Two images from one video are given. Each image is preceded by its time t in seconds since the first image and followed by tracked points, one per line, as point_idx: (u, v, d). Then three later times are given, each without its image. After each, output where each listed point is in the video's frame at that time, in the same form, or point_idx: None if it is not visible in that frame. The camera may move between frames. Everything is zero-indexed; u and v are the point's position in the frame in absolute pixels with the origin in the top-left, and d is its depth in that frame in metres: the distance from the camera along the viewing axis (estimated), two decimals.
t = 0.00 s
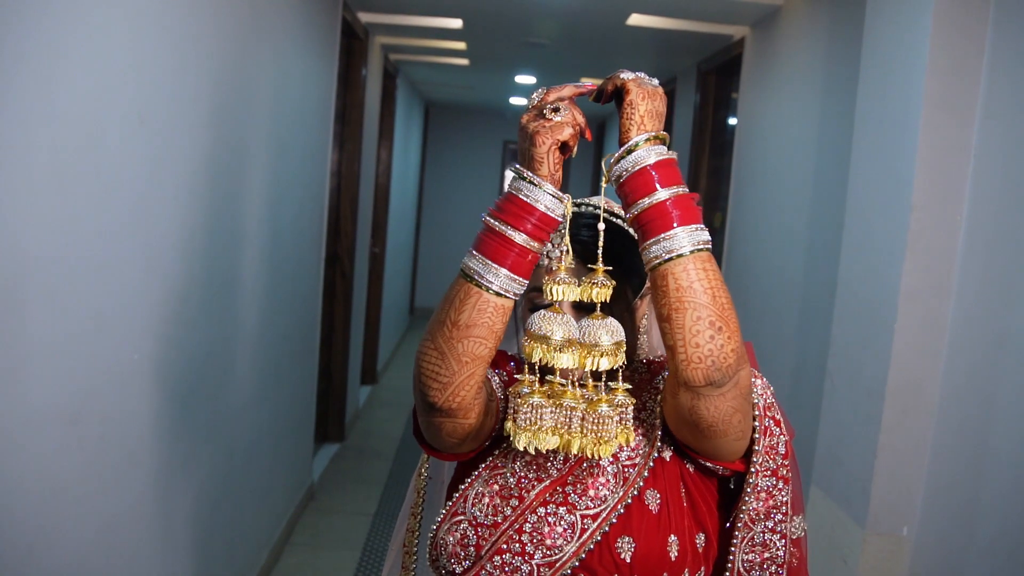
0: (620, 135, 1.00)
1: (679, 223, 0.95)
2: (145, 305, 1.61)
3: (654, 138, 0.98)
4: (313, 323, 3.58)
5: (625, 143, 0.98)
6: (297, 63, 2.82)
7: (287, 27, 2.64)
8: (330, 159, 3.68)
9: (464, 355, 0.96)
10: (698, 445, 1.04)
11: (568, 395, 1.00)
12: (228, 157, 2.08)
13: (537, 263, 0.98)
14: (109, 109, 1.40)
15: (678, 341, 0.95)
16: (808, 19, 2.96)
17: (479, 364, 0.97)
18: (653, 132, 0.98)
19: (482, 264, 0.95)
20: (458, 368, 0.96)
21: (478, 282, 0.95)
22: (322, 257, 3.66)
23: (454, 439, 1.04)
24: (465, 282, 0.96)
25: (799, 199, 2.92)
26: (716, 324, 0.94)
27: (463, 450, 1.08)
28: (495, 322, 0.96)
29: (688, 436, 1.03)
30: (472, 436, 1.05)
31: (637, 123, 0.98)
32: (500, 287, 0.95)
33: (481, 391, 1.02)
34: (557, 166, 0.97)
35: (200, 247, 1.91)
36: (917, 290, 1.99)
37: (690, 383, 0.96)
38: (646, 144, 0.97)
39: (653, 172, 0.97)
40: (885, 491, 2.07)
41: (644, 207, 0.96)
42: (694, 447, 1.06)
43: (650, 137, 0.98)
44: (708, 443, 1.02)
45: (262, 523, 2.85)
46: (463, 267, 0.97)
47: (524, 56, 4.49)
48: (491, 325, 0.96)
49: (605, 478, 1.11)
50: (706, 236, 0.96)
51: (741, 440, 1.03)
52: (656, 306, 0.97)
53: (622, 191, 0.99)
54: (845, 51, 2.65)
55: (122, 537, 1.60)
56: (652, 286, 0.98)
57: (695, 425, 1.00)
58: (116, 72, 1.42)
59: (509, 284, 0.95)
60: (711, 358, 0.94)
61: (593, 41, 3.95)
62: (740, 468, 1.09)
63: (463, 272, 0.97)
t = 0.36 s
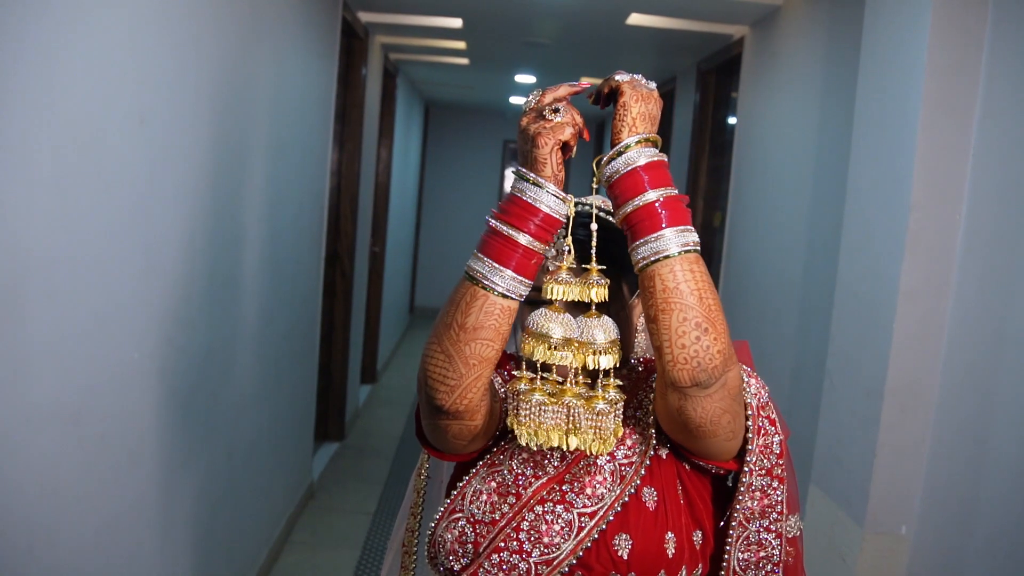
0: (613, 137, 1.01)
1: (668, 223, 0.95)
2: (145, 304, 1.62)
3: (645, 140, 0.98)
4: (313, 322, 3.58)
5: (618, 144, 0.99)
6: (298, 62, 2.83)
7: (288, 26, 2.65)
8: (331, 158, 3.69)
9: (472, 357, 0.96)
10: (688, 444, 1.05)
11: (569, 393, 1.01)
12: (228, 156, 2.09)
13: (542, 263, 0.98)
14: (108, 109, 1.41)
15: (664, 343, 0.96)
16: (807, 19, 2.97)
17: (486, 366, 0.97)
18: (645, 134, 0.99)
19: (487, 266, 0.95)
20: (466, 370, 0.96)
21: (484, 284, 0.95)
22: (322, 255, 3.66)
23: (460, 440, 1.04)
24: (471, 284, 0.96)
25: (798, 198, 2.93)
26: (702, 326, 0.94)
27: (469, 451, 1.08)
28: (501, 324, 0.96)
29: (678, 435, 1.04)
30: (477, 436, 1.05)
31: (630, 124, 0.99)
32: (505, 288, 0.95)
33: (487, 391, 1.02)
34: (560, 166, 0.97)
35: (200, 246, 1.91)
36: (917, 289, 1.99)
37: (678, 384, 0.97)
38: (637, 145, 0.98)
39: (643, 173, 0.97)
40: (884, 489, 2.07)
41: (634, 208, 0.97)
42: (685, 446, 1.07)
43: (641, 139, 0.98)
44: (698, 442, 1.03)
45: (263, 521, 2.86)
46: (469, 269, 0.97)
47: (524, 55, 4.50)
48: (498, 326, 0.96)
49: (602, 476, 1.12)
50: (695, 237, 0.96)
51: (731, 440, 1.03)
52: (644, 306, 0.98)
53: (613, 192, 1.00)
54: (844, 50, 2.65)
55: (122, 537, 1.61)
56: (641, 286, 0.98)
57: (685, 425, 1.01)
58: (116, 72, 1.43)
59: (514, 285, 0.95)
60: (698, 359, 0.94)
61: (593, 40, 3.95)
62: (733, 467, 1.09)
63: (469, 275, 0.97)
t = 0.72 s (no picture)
0: (608, 140, 1.01)
1: (661, 225, 0.96)
2: (144, 303, 1.62)
3: (639, 143, 0.99)
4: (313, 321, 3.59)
5: (612, 147, 0.99)
6: (298, 61, 2.83)
7: (287, 25, 2.65)
8: (331, 157, 3.69)
9: (473, 358, 0.96)
10: (683, 445, 1.06)
11: (571, 393, 1.01)
12: (228, 154, 2.09)
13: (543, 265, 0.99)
14: (108, 108, 1.41)
15: (658, 345, 0.96)
16: (807, 19, 2.97)
17: (487, 367, 0.97)
18: (639, 137, 0.99)
19: (490, 267, 0.96)
20: (467, 371, 0.97)
21: (485, 285, 0.95)
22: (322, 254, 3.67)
23: (461, 440, 1.04)
24: (472, 285, 0.96)
25: (798, 198, 2.93)
26: (697, 328, 0.95)
27: (469, 451, 1.09)
28: (503, 325, 0.96)
29: (673, 437, 1.05)
30: (478, 437, 1.06)
31: (626, 126, 0.99)
32: (506, 289, 0.95)
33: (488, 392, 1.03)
34: (562, 167, 0.97)
35: (200, 244, 1.91)
36: (916, 289, 1.99)
37: (673, 386, 0.97)
38: (632, 149, 0.98)
39: (637, 176, 0.98)
40: (883, 489, 2.08)
41: (627, 211, 0.97)
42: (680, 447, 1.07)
43: (635, 143, 0.98)
44: (693, 444, 1.04)
45: (262, 520, 2.86)
46: (470, 270, 0.97)
47: (524, 55, 4.49)
48: (500, 327, 0.96)
49: (600, 475, 1.12)
50: (689, 239, 0.96)
51: (726, 440, 1.04)
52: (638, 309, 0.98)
53: (607, 195, 1.00)
54: (843, 50, 2.66)
55: (122, 535, 1.61)
56: (635, 289, 0.98)
57: (680, 427, 1.01)
58: (116, 71, 1.43)
59: (515, 285, 0.95)
60: (693, 360, 0.95)
61: (593, 40, 3.95)
62: (730, 467, 1.10)
63: (470, 276, 0.97)
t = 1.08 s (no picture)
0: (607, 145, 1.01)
1: (661, 229, 0.96)
2: (144, 301, 1.62)
3: (637, 148, 0.99)
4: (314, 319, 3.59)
5: (611, 152, 0.99)
6: (299, 59, 2.83)
7: (288, 23, 2.65)
8: (332, 155, 3.69)
9: (469, 357, 0.96)
10: (684, 448, 1.06)
11: (575, 391, 1.01)
12: (229, 152, 2.09)
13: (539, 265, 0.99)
14: (109, 106, 1.41)
15: (659, 349, 0.96)
16: (807, 18, 2.98)
17: (483, 366, 0.98)
18: (637, 142, 0.99)
19: (486, 267, 0.96)
20: (463, 370, 0.97)
21: (481, 284, 0.96)
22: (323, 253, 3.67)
23: (458, 439, 1.05)
24: (469, 284, 0.97)
25: (798, 197, 2.93)
26: (697, 331, 0.95)
27: (466, 450, 1.09)
28: (499, 324, 0.97)
29: (674, 439, 1.05)
30: (475, 436, 1.06)
31: (625, 131, 0.99)
32: (501, 289, 0.95)
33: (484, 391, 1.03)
34: (558, 168, 0.97)
35: (200, 242, 1.92)
36: (915, 290, 1.99)
37: (674, 389, 0.97)
38: (630, 154, 0.98)
39: (636, 181, 0.98)
40: (881, 489, 2.08)
41: (627, 216, 0.98)
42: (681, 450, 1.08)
43: (633, 148, 0.99)
44: (694, 446, 1.04)
45: (262, 518, 2.86)
46: (467, 270, 0.97)
47: (525, 54, 4.49)
48: (496, 326, 0.96)
49: (599, 475, 1.12)
50: (688, 243, 0.97)
51: (727, 441, 1.04)
52: (639, 313, 0.98)
53: (606, 199, 1.00)
54: (844, 50, 2.66)
55: (121, 533, 1.61)
56: (635, 293, 0.99)
57: (681, 429, 1.01)
58: (116, 69, 1.43)
59: (511, 285, 0.96)
60: (694, 363, 0.95)
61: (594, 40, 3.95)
62: (729, 467, 1.10)
63: (466, 276, 0.98)
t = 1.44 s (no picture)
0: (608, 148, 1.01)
1: (664, 231, 0.96)
2: (144, 301, 1.62)
3: (639, 151, 0.99)
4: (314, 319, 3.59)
5: (613, 154, 0.99)
6: (299, 58, 2.83)
7: (289, 22, 2.65)
8: (332, 154, 3.70)
9: (462, 355, 0.97)
10: (687, 449, 1.06)
11: (576, 388, 1.02)
12: (229, 152, 2.10)
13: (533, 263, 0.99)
14: (109, 106, 1.41)
15: (664, 350, 0.96)
16: (808, 19, 2.98)
17: (477, 365, 0.98)
18: (639, 145, 0.99)
19: (478, 266, 0.96)
20: (457, 368, 0.97)
21: (473, 283, 0.96)
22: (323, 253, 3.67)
23: (453, 437, 1.05)
24: (462, 283, 0.97)
25: (798, 197, 2.93)
26: (701, 332, 0.95)
27: (462, 449, 1.09)
28: (492, 322, 0.97)
29: (677, 440, 1.05)
30: (470, 434, 1.06)
31: (626, 134, 0.99)
32: (495, 287, 0.96)
33: (478, 390, 1.03)
34: (550, 167, 0.98)
35: (200, 241, 1.92)
36: (915, 290, 2.00)
37: (677, 390, 0.97)
38: (632, 156, 0.99)
39: (638, 183, 0.98)
40: (881, 489, 2.08)
41: (630, 218, 0.98)
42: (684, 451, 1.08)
43: (634, 151, 0.99)
44: (697, 447, 1.04)
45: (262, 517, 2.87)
46: (460, 269, 0.97)
47: (525, 54, 4.49)
48: (489, 325, 0.96)
49: (598, 474, 1.13)
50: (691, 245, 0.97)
51: (728, 442, 1.04)
52: (642, 315, 0.98)
53: (608, 201, 1.00)
54: (844, 50, 2.66)
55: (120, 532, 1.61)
56: (639, 295, 0.99)
57: (684, 431, 1.01)
58: (117, 68, 1.43)
59: (505, 284, 0.96)
60: (698, 363, 0.95)
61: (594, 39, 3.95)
62: (729, 467, 1.10)
63: (459, 274, 0.98)
